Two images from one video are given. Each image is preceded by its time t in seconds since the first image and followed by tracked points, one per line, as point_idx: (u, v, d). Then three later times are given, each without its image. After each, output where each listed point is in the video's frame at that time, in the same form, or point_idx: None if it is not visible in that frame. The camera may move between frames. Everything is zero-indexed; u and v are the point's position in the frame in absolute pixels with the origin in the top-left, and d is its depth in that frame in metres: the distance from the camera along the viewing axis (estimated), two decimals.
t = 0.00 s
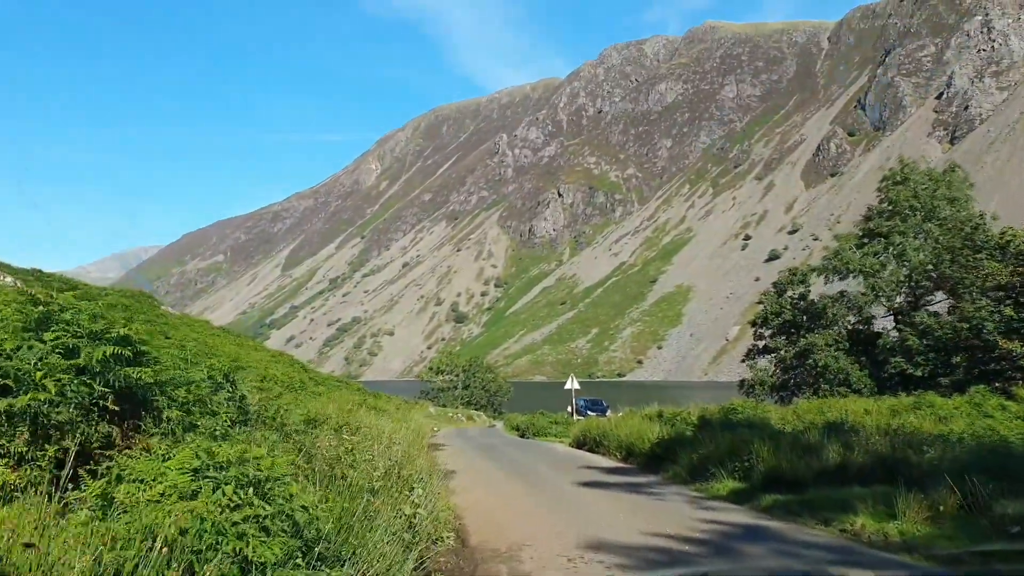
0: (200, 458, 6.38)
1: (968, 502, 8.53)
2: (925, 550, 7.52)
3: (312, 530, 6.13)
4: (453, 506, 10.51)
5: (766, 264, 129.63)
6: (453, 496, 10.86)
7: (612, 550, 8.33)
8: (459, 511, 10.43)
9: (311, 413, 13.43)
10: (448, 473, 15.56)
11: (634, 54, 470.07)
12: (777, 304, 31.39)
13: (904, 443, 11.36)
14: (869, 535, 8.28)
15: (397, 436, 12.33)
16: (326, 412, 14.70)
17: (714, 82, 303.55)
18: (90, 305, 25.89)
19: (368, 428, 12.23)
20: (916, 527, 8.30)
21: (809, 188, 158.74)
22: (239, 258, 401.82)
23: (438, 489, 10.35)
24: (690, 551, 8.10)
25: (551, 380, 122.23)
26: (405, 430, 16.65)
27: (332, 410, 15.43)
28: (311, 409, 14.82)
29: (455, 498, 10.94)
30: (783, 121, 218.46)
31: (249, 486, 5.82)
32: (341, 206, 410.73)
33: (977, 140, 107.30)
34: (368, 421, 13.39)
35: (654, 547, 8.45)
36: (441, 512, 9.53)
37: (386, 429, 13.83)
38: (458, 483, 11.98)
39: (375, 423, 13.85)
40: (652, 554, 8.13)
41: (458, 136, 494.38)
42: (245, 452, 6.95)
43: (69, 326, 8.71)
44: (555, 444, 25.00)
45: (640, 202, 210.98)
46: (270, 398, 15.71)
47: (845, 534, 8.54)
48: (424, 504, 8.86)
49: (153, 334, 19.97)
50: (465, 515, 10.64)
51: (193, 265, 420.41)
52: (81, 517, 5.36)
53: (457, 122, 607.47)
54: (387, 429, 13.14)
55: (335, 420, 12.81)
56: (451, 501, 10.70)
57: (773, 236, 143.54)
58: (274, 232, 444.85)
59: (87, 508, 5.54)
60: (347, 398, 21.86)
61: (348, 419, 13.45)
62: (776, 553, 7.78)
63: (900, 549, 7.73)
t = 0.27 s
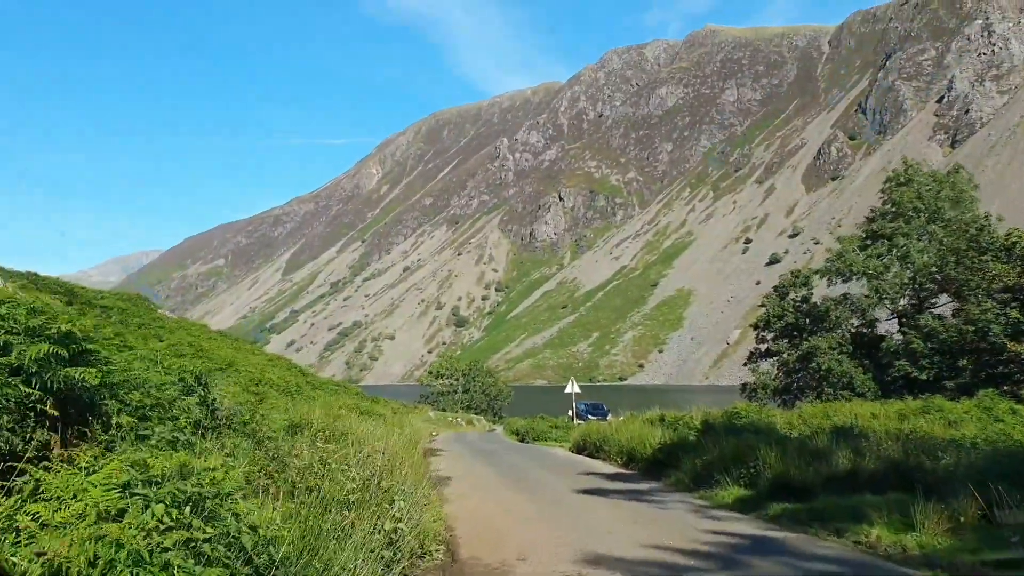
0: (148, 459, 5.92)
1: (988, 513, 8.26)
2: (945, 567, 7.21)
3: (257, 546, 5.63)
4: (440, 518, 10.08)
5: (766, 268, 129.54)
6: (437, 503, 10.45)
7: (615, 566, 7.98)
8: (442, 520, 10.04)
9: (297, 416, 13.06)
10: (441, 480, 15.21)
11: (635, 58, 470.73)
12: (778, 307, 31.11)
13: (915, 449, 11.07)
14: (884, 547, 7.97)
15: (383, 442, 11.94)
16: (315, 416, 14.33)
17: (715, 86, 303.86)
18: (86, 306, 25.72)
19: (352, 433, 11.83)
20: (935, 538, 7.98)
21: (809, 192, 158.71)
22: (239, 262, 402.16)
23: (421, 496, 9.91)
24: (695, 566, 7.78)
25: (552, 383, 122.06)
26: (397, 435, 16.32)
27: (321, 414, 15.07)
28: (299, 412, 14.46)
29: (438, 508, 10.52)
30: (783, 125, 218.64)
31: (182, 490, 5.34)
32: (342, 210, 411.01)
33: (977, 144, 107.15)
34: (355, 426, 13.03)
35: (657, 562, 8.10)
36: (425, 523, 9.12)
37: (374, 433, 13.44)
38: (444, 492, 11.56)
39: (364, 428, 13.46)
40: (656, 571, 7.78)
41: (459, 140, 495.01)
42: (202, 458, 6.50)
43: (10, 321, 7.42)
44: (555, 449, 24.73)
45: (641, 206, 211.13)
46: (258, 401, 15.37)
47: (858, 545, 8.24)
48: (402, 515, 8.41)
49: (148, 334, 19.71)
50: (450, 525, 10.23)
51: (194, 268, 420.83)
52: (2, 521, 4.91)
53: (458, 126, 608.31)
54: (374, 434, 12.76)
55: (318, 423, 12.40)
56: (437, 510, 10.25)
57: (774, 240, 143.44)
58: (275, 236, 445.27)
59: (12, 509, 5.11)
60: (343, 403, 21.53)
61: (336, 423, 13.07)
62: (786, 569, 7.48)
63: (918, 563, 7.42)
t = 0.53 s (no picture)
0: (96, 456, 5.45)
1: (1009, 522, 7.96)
2: None
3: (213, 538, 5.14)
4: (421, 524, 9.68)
5: (766, 269, 129.32)
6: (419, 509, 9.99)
7: None
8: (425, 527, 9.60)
9: (276, 418, 12.61)
10: (432, 485, 14.85)
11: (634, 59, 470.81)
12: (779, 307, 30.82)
13: (926, 452, 10.78)
14: (901, 558, 7.66)
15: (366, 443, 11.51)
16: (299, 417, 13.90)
17: (714, 87, 303.66)
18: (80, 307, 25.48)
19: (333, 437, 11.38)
20: (955, 549, 7.66)
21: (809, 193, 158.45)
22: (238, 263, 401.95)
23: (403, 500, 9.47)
24: None
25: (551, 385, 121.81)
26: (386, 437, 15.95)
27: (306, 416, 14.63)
28: (283, 413, 14.01)
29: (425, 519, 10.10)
30: (782, 126, 218.52)
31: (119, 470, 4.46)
32: (341, 212, 410.83)
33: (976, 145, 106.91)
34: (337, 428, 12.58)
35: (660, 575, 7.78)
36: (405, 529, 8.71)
37: (359, 436, 13.01)
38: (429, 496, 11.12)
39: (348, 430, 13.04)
40: None
41: (458, 141, 494.78)
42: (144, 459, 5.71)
43: None
44: (552, 451, 24.43)
45: (640, 207, 210.95)
46: (240, 404, 14.96)
47: (871, 556, 7.94)
48: (380, 516, 7.96)
49: (135, 335, 19.34)
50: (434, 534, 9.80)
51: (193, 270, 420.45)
52: None
53: (457, 127, 608.14)
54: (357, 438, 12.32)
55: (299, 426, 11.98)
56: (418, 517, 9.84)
57: (773, 241, 143.19)
58: (274, 237, 444.91)
59: None
60: (334, 405, 21.15)
61: (319, 425, 12.63)
62: None
63: None
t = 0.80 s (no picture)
0: (1, 470, 4.87)
1: None
2: None
3: (128, 562, 4.58)
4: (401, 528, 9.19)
5: (766, 269, 128.96)
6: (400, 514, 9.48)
7: None
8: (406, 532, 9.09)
9: (253, 418, 12.07)
10: (424, 487, 14.47)
11: (634, 58, 470.30)
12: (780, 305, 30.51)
13: (938, 452, 10.49)
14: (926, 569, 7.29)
15: (345, 443, 10.99)
16: (281, 417, 13.43)
17: (714, 86, 303.32)
18: (73, 304, 25.17)
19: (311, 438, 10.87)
20: (984, 558, 7.30)
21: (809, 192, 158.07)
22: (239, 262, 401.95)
23: (382, 506, 8.96)
24: None
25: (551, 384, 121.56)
26: (374, 436, 15.55)
27: (289, 414, 14.15)
28: (264, 412, 13.52)
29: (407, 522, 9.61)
30: (782, 125, 218.15)
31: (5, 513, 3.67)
32: (341, 211, 410.48)
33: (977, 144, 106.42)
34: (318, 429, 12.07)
35: None
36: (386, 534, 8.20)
37: (343, 436, 12.50)
38: (413, 499, 10.65)
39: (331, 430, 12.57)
40: None
41: (458, 140, 494.26)
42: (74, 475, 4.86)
43: None
44: (550, 450, 24.12)
45: (640, 206, 210.60)
46: (222, 403, 14.45)
47: (893, 565, 7.60)
48: (347, 524, 7.44)
49: (122, 332, 18.91)
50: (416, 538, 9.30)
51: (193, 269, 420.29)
52: None
53: (458, 126, 607.63)
54: (338, 436, 11.83)
55: (276, 427, 11.48)
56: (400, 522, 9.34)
57: (774, 240, 142.84)
58: (274, 237, 444.76)
59: None
60: (326, 404, 20.74)
61: (300, 426, 12.14)
62: None
63: None
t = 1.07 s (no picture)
0: None
1: None
2: None
3: None
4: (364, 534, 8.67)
5: (765, 269, 128.76)
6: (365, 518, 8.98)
7: None
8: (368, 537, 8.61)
9: (224, 418, 11.62)
10: (410, 490, 14.06)
11: (633, 58, 470.21)
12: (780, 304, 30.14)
13: (948, 455, 10.17)
14: None
15: (314, 444, 10.49)
16: (257, 416, 12.98)
17: (713, 86, 303.21)
18: (64, 302, 24.80)
19: (280, 438, 10.37)
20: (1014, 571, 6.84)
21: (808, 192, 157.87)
22: (237, 261, 401.46)
23: (343, 512, 8.43)
24: None
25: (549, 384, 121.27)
26: (358, 435, 15.10)
27: (268, 414, 13.70)
28: (238, 410, 13.04)
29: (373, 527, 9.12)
30: (781, 126, 217.68)
31: None
32: (340, 210, 410.06)
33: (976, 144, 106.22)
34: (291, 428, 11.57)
35: None
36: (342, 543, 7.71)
37: (319, 435, 12.00)
38: (383, 500, 10.14)
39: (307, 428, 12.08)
40: None
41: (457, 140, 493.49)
42: None
43: None
44: (546, 451, 23.80)
45: (639, 206, 210.40)
46: (197, 400, 14.02)
47: None
48: (294, 544, 6.87)
49: (104, 327, 18.47)
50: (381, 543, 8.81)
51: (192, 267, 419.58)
52: None
53: (457, 126, 607.60)
54: (310, 436, 11.34)
55: (245, 425, 10.96)
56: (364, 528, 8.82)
57: (772, 241, 142.48)
58: (272, 236, 444.05)
59: None
60: (316, 403, 20.30)
61: (273, 425, 11.64)
62: None
63: None
